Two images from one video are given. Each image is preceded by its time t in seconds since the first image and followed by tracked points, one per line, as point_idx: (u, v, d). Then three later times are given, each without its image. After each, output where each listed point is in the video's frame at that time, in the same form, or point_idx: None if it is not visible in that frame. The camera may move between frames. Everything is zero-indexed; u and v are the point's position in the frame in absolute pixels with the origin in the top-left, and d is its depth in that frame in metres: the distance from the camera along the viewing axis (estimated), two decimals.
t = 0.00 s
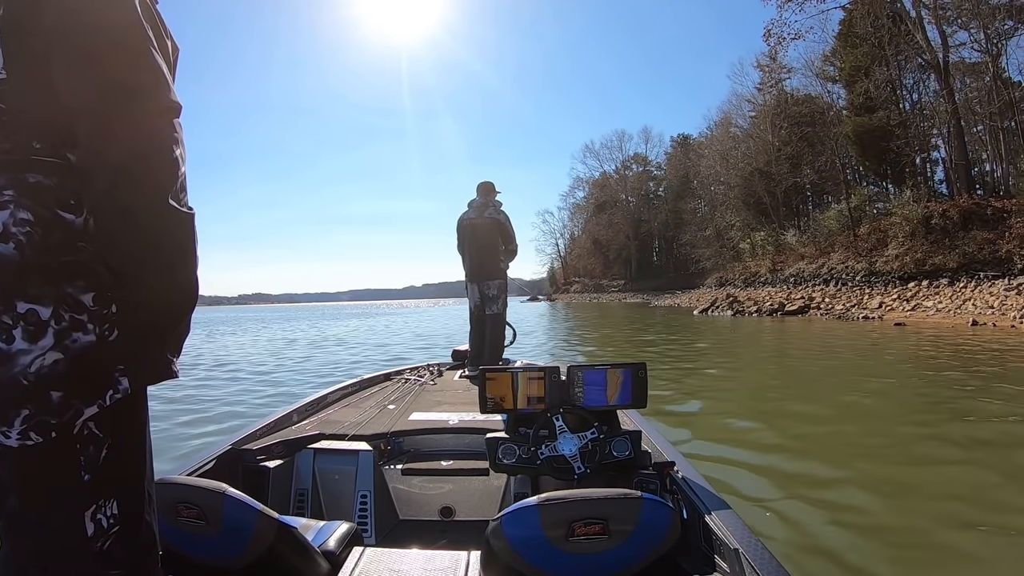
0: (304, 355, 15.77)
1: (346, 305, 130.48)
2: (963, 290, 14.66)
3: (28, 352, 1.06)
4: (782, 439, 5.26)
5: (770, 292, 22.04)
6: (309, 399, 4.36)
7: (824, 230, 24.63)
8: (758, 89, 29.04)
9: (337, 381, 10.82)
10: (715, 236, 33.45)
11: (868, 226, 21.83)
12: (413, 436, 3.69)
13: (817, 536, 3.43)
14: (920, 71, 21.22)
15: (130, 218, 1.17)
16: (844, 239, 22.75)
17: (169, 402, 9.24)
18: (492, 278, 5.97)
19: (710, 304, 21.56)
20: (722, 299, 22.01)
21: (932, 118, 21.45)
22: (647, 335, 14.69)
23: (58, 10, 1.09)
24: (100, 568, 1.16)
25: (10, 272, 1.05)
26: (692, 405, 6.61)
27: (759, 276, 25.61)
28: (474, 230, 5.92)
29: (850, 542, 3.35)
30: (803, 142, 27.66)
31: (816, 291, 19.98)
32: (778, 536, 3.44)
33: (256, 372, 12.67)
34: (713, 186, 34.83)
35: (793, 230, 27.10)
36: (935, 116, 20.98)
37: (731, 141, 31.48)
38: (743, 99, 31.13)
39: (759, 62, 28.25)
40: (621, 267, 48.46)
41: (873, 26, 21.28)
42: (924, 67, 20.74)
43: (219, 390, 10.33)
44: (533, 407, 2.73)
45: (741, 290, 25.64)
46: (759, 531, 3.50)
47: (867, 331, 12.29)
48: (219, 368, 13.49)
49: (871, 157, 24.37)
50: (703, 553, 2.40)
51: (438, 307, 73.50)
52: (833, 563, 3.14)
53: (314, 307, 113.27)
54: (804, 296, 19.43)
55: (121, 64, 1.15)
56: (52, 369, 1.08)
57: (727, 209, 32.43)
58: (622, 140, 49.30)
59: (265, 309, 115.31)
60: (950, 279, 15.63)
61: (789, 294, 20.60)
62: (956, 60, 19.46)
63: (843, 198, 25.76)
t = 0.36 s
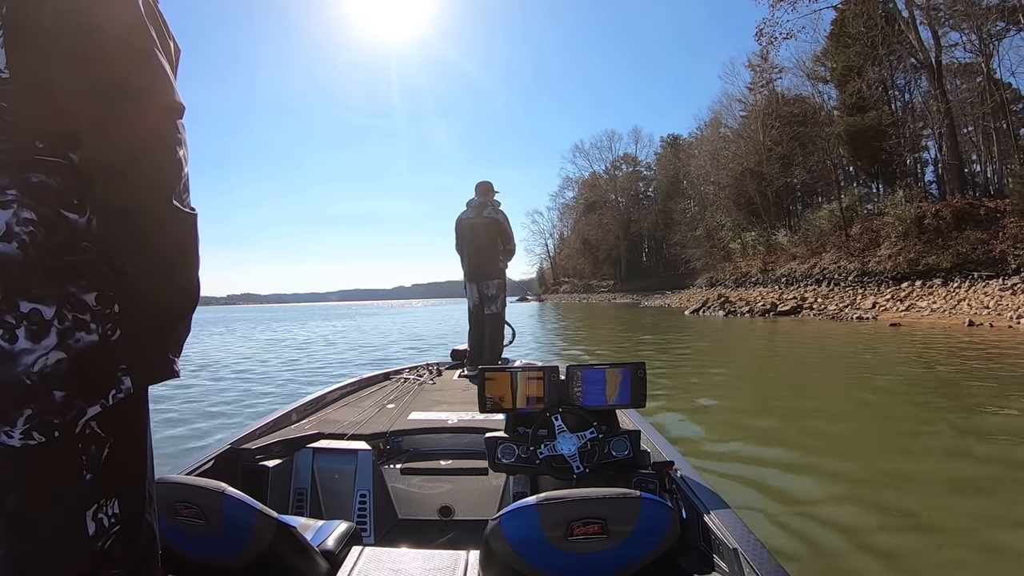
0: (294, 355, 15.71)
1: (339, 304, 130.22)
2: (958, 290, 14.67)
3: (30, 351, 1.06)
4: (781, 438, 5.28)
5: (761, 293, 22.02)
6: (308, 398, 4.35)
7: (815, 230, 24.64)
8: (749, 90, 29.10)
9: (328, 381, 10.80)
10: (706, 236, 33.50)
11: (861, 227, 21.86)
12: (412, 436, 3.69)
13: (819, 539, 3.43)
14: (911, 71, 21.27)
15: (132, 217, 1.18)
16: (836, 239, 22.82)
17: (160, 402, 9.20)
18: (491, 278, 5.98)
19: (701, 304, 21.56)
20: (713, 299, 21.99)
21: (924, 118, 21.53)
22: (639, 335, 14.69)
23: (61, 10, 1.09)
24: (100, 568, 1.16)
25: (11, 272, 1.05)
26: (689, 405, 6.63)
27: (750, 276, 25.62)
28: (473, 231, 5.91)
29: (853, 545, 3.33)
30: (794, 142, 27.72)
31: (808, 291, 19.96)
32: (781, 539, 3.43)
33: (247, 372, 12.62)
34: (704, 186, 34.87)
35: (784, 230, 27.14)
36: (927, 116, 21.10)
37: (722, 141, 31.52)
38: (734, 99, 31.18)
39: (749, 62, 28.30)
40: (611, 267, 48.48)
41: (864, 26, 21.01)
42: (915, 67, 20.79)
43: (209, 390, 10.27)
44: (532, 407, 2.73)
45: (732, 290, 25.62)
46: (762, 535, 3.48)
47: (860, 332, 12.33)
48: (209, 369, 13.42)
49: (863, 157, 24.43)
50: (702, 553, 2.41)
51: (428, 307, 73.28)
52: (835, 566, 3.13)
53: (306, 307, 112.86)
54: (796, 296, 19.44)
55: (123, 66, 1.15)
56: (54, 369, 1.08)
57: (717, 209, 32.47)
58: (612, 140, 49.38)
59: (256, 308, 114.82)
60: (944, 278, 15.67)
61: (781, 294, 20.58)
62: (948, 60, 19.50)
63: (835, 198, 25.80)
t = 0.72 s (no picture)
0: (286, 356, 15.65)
1: (332, 304, 130.00)
2: (953, 290, 14.67)
3: (31, 350, 1.06)
4: (779, 438, 5.28)
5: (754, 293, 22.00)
6: (306, 398, 4.34)
7: (807, 230, 24.68)
8: (740, 90, 29.17)
9: (319, 382, 10.77)
10: (697, 236, 33.51)
11: (854, 227, 21.89)
12: (410, 435, 3.69)
13: (818, 538, 3.42)
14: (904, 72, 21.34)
15: (132, 216, 1.17)
16: (828, 239, 22.86)
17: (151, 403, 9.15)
18: (490, 278, 5.98)
19: (694, 305, 21.53)
20: (705, 299, 21.99)
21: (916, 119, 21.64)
22: (631, 336, 14.66)
23: (62, 10, 1.09)
24: (100, 567, 1.16)
25: (12, 271, 1.05)
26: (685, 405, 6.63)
27: (742, 276, 25.63)
28: (472, 230, 5.91)
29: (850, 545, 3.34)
30: (786, 142, 27.80)
31: (801, 292, 19.95)
32: (779, 540, 3.42)
33: (239, 373, 12.56)
34: (696, 186, 34.89)
35: (776, 230, 27.19)
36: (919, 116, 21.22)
37: (713, 141, 31.57)
38: (725, 99, 31.25)
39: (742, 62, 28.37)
40: (601, 267, 48.48)
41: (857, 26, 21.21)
42: (907, 68, 20.88)
43: (199, 392, 10.20)
44: (531, 407, 2.74)
45: (724, 290, 25.61)
46: (761, 536, 3.47)
47: (854, 332, 12.35)
48: (201, 369, 13.35)
49: (855, 157, 24.50)
50: (701, 552, 2.42)
51: (419, 308, 73.05)
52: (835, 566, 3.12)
53: (299, 307, 112.47)
54: (789, 296, 19.44)
55: (125, 66, 1.15)
56: (54, 368, 1.08)
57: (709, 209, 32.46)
58: (602, 139, 49.40)
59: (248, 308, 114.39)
60: (938, 278, 15.70)
61: (774, 294, 20.55)
62: (941, 61, 19.57)
63: (827, 198, 25.85)
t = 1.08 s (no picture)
0: (277, 357, 15.57)
1: (326, 305, 129.70)
2: (948, 290, 14.67)
3: (29, 352, 1.05)
4: (779, 439, 5.28)
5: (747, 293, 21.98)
6: (306, 399, 4.33)
7: (800, 230, 24.68)
8: (733, 90, 29.19)
9: (312, 383, 10.73)
10: (689, 236, 33.53)
11: (847, 227, 21.90)
12: (410, 436, 3.68)
13: (819, 539, 3.41)
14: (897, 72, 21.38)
15: (132, 216, 1.17)
16: (822, 239, 22.90)
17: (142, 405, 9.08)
18: (489, 278, 5.98)
19: (686, 306, 21.50)
20: (698, 299, 21.98)
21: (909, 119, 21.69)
22: (624, 337, 14.65)
23: (61, 10, 1.08)
24: (98, 568, 1.15)
25: (11, 271, 1.04)
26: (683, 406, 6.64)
27: (734, 276, 25.62)
28: (472, 230, 5.91)
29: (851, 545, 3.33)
30: (778, 142, 27.85)
31: (795, 292, 19.94)
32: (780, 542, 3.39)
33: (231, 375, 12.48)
34: (687, 187, 34.93)
35: (768, 230, 27.19)
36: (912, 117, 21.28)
37: (705, 141, 31.61)
38: (717, 99, 31.27)
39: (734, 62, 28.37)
40: (592, 268, 48.45)
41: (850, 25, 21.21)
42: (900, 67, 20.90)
43: (190, 394, 10.14)
44: (530, 407, 2.73)
45: (716, 290, 25.60)
46: (762, 539, 3.43)
47: (849, 332, 12.37)
48: (193, 371, 13.26)
49: (848, 157, 24.53)
50: (700, 552, 2.42)
51: (412, 308, 72.87)
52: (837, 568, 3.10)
53: (294, 307, 112.17)
54: (783, 296, 19.44)
55: (123, 65, 1.14)
56: (54, 368, 1.08)
57: (700, 209, 32.47)
58: (593, 139, 49.39)
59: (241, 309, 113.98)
60: (933, 278, 15.71)
61: (767, 295, 20.53)
62: (935, 62, 19.56)
63: (821, 198, 25.85)
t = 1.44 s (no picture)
0: (270, 359, 15.49)
1: (321, 305, 129.44)
2: (945, 290, 14.67)
3: (29, 352, 1.05)
4: (777, 440, 5.28)
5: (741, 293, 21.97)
6: (305, 399, 4.32)
7: (794, 230, 24.68)
8: (726, 89, 29.15)
9: (305, 384, 10.70)
10: (682, 237, 33.54)
11: (842, 227, 21.89)
12: (409, 436, 3.68)
13: (831, 540, 3.40)
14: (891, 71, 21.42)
15: (134, 215, 1.18)
16: (816, 238, 22.92)
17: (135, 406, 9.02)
18: (490, 278, 5.97)
19: (679, 307, 21.44)
20: (692, 299, 21.95)
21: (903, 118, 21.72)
22: (618, 337, 14.63)
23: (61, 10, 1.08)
24: (99, 567, 1.15)
25: (10, 271, 1.04)
26: (682, 407, 6.63)
27: (727, 276, 25.63)
28: (472, 230, 5.91)
29: (854, 544, 3.34)
30: (772, 142, 27.86)
31: (790, 292, 19.92)
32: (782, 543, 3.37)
33: (224, 376, 12.42)
34: (680, 187, 34.97)
35: (761, 230, 27.20)
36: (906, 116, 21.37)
37: (698, 141, 31.62)
38: (711, 99, 31.27)
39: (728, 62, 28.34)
40: (584, 268, 48.42)
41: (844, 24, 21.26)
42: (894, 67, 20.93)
43: (182, 395, 10.09)
44: (529, 407, 2.73)
45: (709, 291, 25.59)
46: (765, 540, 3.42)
47: (845, 333, 12.39)
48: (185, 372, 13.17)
49: (842, 157, 24.54)
50: (699, 552, 2.43)
51: (405, 308, 72.69)
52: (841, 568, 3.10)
53: (289, 308, 111.86)
54: (777, 296, 19.42)
55: (124, 66, 1.15)
56: (53, 368, 1.07)
57: (693, 209, 32.47)
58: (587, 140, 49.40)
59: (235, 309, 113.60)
60: (930, 278, 15.72)
61: (762, 295, 20.51)
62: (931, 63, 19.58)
63: (815, 198, 25.84)
